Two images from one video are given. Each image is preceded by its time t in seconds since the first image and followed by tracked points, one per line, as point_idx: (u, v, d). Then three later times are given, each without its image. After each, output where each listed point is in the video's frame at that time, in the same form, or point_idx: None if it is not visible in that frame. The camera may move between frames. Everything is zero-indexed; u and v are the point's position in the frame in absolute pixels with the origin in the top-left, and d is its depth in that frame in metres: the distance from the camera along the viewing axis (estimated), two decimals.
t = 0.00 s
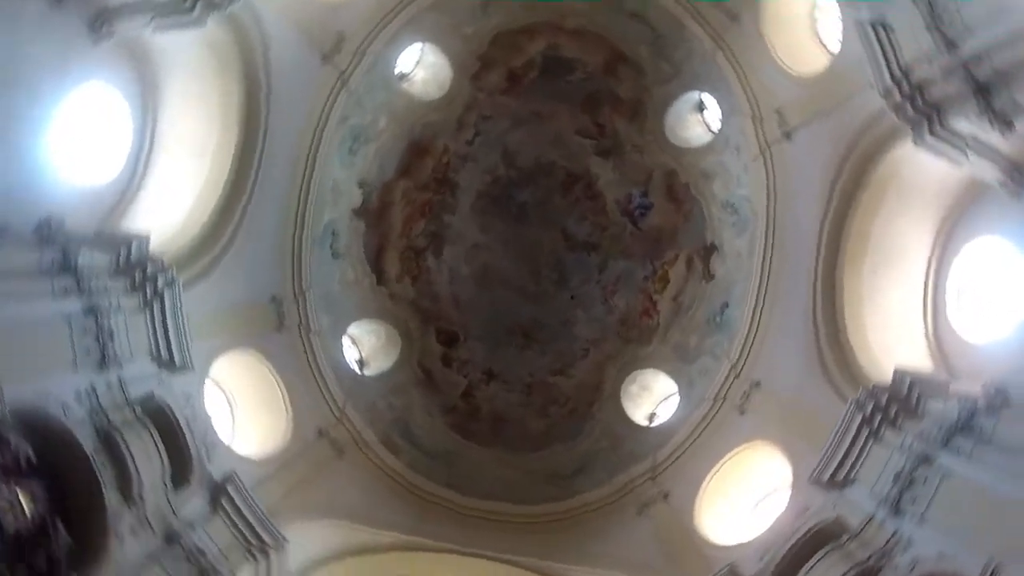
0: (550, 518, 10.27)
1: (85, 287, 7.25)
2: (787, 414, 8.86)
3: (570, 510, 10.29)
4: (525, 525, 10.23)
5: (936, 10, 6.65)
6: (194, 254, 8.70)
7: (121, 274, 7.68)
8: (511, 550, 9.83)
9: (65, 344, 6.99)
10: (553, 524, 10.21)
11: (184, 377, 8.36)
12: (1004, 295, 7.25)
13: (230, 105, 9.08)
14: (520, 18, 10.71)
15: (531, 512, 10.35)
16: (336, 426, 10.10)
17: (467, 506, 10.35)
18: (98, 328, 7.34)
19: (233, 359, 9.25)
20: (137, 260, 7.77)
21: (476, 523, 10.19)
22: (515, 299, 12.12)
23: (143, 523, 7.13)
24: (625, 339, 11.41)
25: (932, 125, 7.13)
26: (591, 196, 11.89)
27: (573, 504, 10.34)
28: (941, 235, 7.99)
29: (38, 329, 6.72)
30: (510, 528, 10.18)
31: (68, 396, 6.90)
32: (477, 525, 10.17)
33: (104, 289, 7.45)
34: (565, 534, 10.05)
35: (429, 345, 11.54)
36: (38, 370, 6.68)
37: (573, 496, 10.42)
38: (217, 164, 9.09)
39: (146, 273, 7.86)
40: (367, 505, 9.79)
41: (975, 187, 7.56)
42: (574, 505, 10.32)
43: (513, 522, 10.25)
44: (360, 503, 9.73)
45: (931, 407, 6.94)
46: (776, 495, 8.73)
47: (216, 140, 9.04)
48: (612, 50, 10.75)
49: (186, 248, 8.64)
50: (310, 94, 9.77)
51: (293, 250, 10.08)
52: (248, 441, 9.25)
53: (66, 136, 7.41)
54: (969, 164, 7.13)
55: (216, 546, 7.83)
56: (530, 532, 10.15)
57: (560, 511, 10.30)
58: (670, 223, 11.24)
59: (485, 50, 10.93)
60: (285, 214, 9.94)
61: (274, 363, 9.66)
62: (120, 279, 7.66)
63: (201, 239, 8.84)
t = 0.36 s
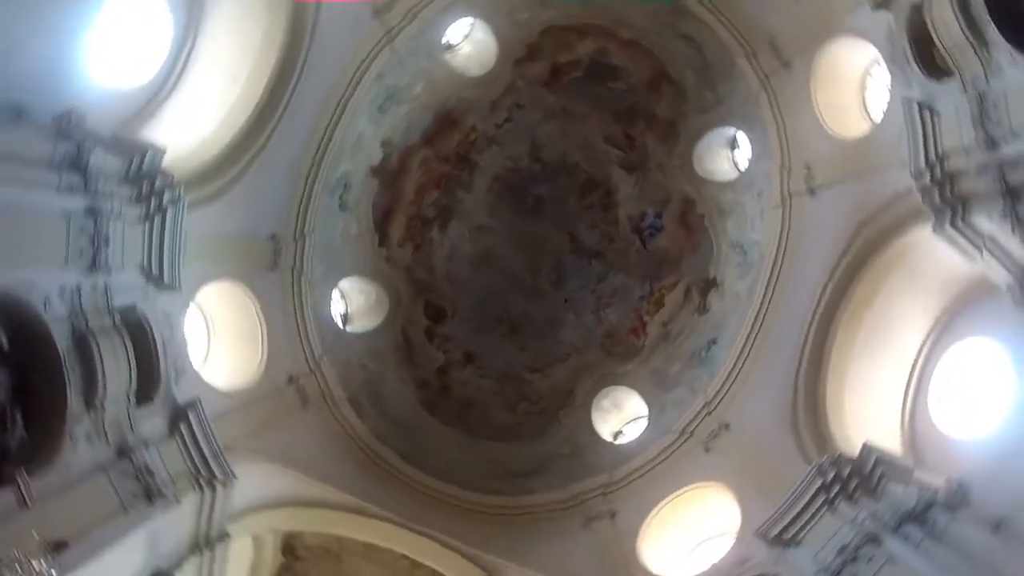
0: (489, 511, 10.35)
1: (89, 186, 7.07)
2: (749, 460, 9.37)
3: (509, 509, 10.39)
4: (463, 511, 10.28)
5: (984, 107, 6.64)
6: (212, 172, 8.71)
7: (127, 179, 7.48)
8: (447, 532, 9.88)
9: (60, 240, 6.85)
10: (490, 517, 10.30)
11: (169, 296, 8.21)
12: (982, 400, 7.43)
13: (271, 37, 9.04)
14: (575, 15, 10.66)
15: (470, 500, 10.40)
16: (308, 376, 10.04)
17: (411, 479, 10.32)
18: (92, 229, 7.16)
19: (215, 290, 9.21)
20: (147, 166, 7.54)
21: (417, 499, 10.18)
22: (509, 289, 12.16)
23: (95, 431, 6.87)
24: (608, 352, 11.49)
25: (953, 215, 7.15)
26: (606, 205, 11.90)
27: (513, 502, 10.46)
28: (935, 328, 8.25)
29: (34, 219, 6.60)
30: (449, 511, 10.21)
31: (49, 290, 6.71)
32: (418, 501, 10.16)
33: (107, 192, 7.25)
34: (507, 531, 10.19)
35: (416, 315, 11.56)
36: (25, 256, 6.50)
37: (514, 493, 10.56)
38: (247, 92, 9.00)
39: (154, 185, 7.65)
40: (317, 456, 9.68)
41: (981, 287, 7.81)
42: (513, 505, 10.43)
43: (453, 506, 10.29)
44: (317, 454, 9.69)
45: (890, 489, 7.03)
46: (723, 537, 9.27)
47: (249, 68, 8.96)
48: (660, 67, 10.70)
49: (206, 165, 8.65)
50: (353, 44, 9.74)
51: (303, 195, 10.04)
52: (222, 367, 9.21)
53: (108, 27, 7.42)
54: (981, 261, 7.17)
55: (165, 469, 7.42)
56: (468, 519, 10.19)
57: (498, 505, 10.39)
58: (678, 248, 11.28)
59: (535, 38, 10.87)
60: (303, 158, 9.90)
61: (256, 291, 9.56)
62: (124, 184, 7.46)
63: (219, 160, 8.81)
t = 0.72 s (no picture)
0: (454, 504, 10.44)
1: (111, 122, 7.08)
2: (720, 496, 9.49)
3: (473, 504, 10.49)
4: (427, 499, 10.35)
5: (1008, 185, 6.60)
6: (247, 121, 8.85)
7: (150, 120, 7.47)
8: (409, 518, 9.96)
9: (74, 169, 6.85)
10: (453, 510, 10.39)
11: (173, 241, 8.21)
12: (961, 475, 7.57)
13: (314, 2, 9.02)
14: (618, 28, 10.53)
15: (436, 489, 10.46)
16: (300, 343, 10.04)
17: (382, 460, 10.34)
18: (108, 163, 7.17)
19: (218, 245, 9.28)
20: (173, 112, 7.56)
21: (386, 482, 10.20)
22: (510, 287, 12.16)
23: (82, 363, 6.85)
24: (597, 366, 11.54)
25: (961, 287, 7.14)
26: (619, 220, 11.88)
27: (478, 499, 10.56)
28: (922, 397, 8.46)
29: (51, 145, 6.60)
30: (415, 497, 10.27)
31: (56, 217, 6.71)
32: (387, 484, 10.20)
33: (127, 130, 7.26)
34: (470, 527, 10.27)
35: (414, 299, 11.59)
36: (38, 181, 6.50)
37: (481, 490, 10.65)
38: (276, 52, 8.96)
39: (176, 131, 7.65)
40: (294, 422, 9.70)
41: (975, 366, 7.96)
42: (477, 501, 10.54)
43: (418, 491, 10.34)
44: (294, 422, 9.71)
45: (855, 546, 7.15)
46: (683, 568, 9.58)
47: (291, 25, 8.97)
48: (694, 91, 10.66)
49: (242, 115, 8.80)
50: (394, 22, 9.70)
51: (321, 163, 10.03)
52: (216, 319, 9.32)
53: None
54: (981, 335, 7.20)
55: (143, 414, 7.40)
56: (433, 508, 10.27)
57: (463, 500, 10.49)
58: (684, 274, 11.29)
59: (575, 44, 10.81)
60: (326, 126, 9.90)
61: (258, 247, 9.55)
62: (146, 125, 7.46)
63: (252, 110, 8.91)
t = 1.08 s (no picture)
0: (417, 499, 10.41)
1: (141, 71, 7.09)
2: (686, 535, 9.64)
3: (434, 502, 10.47)
4: (392, 491, 10.32)
5: (1017, 270, 6.60)
6: (279, 91, 8.89)
7: (180, 76, 7.49)
8: (374, 509, 9.94)
9: (97, 112, 6.86)
10: (418, 508, 10.36)
11: (183, 199, 8.21)
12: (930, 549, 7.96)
13: None
14: (654, 58, 10.48)
15: (405, 485, 10.43)
16: (292, 319, 10.02)
17: (349, 442, 10.27)
18: (131, 111, 7.18)
19: (229, 210, 9.31)
20: (204, 70, 7.57)
21: (356, 470, 10.17)
22: (508, 296, 12.17)
23: (73, 305, 6.84)
24: (583, 388, 11.54)
25: (954, 364, 7.16)
26: (627, 246, 11.92)
27: (445, 500, 10.54)
28: (897, 469, 8.79)
29: (78, 84, 6.62)
30: (380, 487, 10.24)
31: (71, 156, 6.71)
32: (357, 472, 10.17)
33: (156, 81, 7.27)
34: (431, 529, 10.23)
35: (412, 294, 11.59)
36: (58, 117, 6.49)
37: (450, 492, 10.64)
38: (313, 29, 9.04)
39: (204, 90, 7.67)
40: (275, 396, 9.67)
41: (958, 446, 8.14)
42: (440, 500, 10.52)
43: (386, 483, 10.30)
44: (275, 396, 9.67)
45: None
46: None
47: (334, 2, 9.07)
48: (720, 131, 10.69)
49: (275, 83, 8.85)
50: (434, 17, 9.70)
51: (341, 143, 10.04)
52: (215, 280, 9.38)
53: None
54: (971, 413, 7.22)
55: (127, 364, 7.37)
56: (399, 503, 10.26)
57: (430, 500, 10.46)
58: (683, 310, 11.30)
59: (609, 66, 10.80)
60: (352, 109, 9.90)
61: (264, 216, 9.51)
62: (175, 80, 7.48)
63: (286, 80, 8.94)
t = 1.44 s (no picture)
0: (391, 480, 10.45)
1: (179, 18, 7.10)
2: (652, 559, 9.95)
3: (407, 486, 10.51)
4: (367, 468, 10.35)
5: (1015, 344, 6.60)
6: (325, 52, 8.99)
7: (217, 28, 7.50)
8: (347, 485, 9.97)
9: (129, 51, 6.85)
10: (389, 489, 10.40)
11: (202, 150, 8.23)
12: None
13: None
14: (689, 80, 10.45)
15: (380, 465, 10.46)
16: (293, 284, 10.02)
17: (331, 414, 10.27)
18: (163, 56, 7.19)
19: (245, 166, 9.39)
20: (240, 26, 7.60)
21: (335, 443, 10.19)
22: (509, 293, 12.18)
23: (79, 240, 6.85)
24: (570, 394, 11.57)
25: (939, 428, 7.18)
26: (634, 261, 11.93)
27: (418, 485, 10.56)
28: (872, 517, 9.24)
29: (112, 20, 6.61)
30: (355, 463, 10.27)
31: (96, 92, 6.71)
32: (336, 445, 10.19)
33: (192, 30, 7.28)
34: (399, 513, 10.27)
35: (415, 277, 11.60)
36: (88, 51, 6.50)
37: (424, 478, 10.66)
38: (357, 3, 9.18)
39: (238, 46, 7.69)
40: (265, 358, 9.69)
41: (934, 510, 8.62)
42: (413, 485, 10.54)
43: (362, 461, 10.33)
44: (265, 358, 9.69)
45: None
46: None
47: None
48: (744, 162, 10.67)
49: (320, 45, 8.94)
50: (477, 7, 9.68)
51: (367, 118, 10.03)
52: (224, 232, 9.55)
53: None
54: (948, 477, 7.26)
55: (123, 306, 7.38)
56: (373, 482, 10.29)
57: (403, 483, 10.48)
58: (680, 333, 11.30)
59: (644, 81, 10.77)
60: (382, 85, 9.89)
61: (279, 177, 9.55)
62: (212, 32, 7.49)
63: (332, 43, 9.04)
